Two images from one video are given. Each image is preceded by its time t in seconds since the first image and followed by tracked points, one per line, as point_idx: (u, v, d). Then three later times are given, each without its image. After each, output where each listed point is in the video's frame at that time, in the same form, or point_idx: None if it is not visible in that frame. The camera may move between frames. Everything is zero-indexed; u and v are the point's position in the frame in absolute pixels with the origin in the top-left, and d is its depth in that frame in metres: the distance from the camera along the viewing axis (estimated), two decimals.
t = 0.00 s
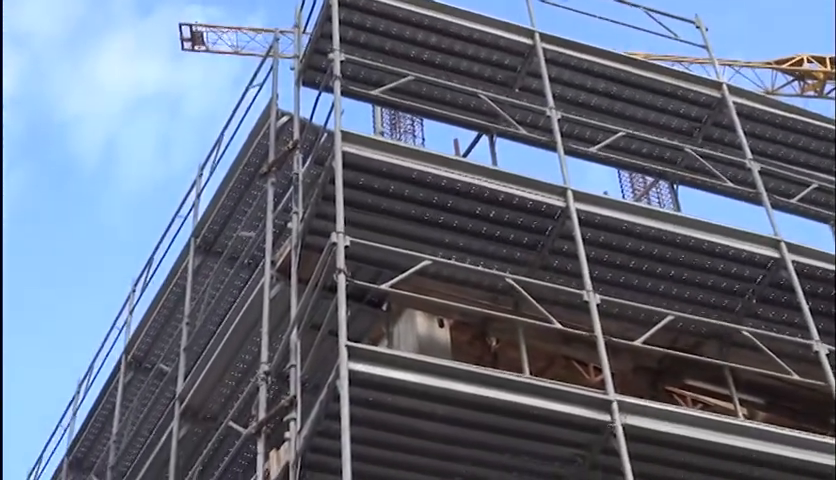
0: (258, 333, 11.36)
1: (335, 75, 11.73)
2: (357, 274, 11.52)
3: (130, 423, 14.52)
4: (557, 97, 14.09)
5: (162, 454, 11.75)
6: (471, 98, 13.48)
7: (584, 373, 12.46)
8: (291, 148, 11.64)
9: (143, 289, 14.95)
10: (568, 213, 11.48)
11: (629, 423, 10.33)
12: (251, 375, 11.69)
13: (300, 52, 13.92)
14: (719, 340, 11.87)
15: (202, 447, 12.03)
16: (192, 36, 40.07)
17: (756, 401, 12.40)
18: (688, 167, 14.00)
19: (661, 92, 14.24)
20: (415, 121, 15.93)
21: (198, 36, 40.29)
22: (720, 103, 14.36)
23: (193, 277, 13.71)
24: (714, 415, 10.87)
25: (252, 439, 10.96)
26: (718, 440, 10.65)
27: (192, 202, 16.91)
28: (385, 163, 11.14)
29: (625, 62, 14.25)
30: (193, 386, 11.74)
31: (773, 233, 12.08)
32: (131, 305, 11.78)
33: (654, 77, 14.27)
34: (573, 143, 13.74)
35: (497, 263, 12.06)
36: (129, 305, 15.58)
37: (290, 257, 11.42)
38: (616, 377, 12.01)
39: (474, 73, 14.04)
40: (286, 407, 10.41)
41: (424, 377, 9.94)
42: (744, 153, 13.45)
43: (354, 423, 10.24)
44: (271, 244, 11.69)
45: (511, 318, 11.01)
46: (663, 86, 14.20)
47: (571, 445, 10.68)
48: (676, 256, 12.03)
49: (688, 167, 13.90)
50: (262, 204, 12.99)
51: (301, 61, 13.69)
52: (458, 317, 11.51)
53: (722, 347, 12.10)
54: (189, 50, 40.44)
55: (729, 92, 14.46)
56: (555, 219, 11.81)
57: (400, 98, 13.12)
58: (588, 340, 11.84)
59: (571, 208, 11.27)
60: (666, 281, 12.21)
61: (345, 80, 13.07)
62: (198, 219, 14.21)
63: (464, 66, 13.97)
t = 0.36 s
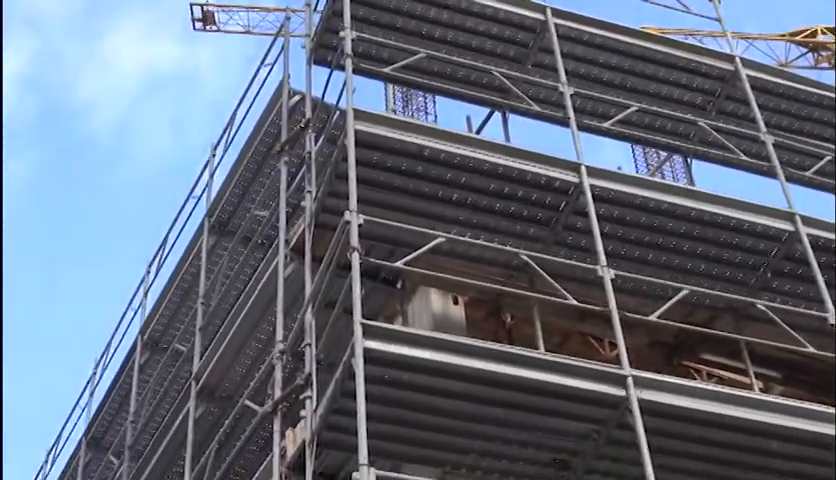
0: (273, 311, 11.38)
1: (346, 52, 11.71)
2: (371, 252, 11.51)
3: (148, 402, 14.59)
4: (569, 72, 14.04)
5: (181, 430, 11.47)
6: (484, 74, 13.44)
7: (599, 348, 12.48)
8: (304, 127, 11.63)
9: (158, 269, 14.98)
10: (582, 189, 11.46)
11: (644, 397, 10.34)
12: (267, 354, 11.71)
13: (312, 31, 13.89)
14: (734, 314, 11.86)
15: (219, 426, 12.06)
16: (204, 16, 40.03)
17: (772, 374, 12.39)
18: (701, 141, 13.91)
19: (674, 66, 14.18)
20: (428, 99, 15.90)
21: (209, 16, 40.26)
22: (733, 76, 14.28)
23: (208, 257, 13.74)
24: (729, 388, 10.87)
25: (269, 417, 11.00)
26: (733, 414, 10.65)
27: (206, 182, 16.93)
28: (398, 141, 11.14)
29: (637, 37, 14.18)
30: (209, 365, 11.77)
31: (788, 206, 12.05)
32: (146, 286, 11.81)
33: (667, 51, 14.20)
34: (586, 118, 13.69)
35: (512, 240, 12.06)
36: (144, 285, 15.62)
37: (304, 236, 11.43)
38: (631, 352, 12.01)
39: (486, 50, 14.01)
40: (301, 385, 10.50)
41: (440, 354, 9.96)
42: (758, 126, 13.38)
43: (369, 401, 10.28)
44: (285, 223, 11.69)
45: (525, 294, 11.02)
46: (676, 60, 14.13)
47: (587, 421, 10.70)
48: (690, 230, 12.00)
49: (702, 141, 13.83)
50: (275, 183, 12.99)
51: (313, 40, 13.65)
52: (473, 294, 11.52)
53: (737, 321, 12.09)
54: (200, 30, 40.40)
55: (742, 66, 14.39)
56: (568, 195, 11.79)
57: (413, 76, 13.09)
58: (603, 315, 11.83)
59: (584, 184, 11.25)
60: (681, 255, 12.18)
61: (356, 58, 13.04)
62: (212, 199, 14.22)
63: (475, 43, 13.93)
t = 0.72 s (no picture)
0: (284, 277, 11.47)
1: (355, 19, 11.75)
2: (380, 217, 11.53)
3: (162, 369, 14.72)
4: (577, 37, 14.08)
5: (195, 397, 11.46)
6: (491, 39, 13.43)
7: (608, 311, 12.59)
8: (313, 94, 11.68)
9: (170, 237, 15.06)
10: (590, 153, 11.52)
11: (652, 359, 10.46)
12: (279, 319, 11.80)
13: None
14: (741, 276, 11.98)
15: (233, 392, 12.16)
16: None
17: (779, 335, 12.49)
18: (709, 104, 13.90)
19: (681, 30, 14.18)
20: (436, 65, 15.94)
21: None
22: (741, 39, 14.24)
23: (220, 225, 13.84)
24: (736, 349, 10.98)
25: (281, 383, 11.12)
26: (740, 375, 10.76)
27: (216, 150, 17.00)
28: (406, 107, 11.20)
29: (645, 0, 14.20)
30: (222, 332, 11.88)
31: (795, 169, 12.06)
32: (159, 253, 11.91)
33: (675, 15, 14.21)
34: (594, 83, 13.70)
35: (520, 204, 12.13)
36: (155, 253, 15.72)
37: (314, 203, 11.51)
38: (639, 314, 12.12)
39: (493, 15, 14.05)
40: (313, 350, 10.64)
41: (450, 318, 10.09)
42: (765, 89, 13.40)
43: (380, 365, 10.41)
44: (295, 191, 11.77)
45: (534, 258, 11.12)
46: (683, 23, 14.14)
47: (596, 383, 10.82)
48: (698, 193, 12.06)
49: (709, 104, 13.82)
50: (285, 150, 13.07)
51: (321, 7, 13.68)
52: (483, 258, 11.62)
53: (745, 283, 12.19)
54: None
55: (750, 28, 14.34)
56: (576, 159, 11.85)
57: (421, 42, 13.12)
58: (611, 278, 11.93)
59: (592, 148, 11.31)
60: (689, 218, 12.25)
61: (364, 25, 12.98)
62: (222, 167, 14.31)
63: (483, 8, 13.95)
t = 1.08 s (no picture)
0: (291, 262, 11.77)
1: (358, 9, 12.03)
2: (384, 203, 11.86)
3: (173, 351, 15.03)
4: (575, 25, 14.36)
5: (203, 380, 11.81)
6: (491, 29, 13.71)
7: (606, 293, 12.94)
8: (318, 83, 11.97)
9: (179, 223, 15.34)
10: (588, 139, 11.82)
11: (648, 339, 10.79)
12: (286, 302, 12.11)
13: None
14: (736, 258, 12.35)
15: (241, 373, 12.47)
16: None
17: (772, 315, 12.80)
18: (704, 91, 14.20)
19: (677, 18, 14.46)
20: (438, 53, 16.22)
21: None
22: (735, 27, 14.55)
23: (228, 211, 14.14)
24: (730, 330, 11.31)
25: (288, 364, 11.44)
26: (733, 355, 11.10)
27: (224, 138, 17.30)
28: (408, 95, 11.49)
29: None
30: (231, 315, 12.19)
31: (788, 154, 12.41)
32: (169, 239, 12.21)
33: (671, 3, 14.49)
34: (592, 70, 13.98)
35: (520, 189, 12.44)
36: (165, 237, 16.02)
37: (319, 189, 11.81)
38: (636, 296, 12.45)
39: (493, 5, 14.33)
40: (319, 333, 10.97)
41: (452, 300, 10.42)
42: (759, 76, 13.70)
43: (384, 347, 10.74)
44: (301, 177, 12.07)
45: (533, 242, 11.44)
46: (679, 11, 14.42)
47: (594, 363, 11.16)
48: (693, 178, 12.37)
49: (705, 90, 14.11)
50: (291, 138, 13.36)
51: None
52: (484, 242, 11.94)
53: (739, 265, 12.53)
54: None
55: (744, 16, 14.66)
56: (575, 145, 12.15)
57: (422, 31, 13.40)
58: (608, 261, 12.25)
59: (590, 134, 11.61)
60: (685, 202, 12.55)
61: (368, 15, 13.27)
62: (229, 154, 14.60)
63: None
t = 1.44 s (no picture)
0: (297, 251, 12.08)
1: (362, 5, 12.33)
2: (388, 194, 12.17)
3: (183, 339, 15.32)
4: (574, 20, 14.67)
5: (213, 366, 12.12)
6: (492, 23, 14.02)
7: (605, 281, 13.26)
8: (323, 76, 12.27)
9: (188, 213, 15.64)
10: (587, 130, 12.12)
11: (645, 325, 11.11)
12: (292, 290, 12.41)
13: None
14: (731, 247, 12.67)
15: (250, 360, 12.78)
16: None
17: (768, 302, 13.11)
18: (700, 84, 14.50)
19: (673, 12, 14.77)
20: (440, 48, 16.52)
21: None
22: (730, 21, 14.85)
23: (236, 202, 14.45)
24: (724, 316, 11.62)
25: (295, 351, 11.75)
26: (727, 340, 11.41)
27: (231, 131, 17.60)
28: (411, 88, 11.80)
29: None
30: (239, 302, 12.50)
31: (781, 144, 12.71)
32: (179, 229, 12.52)
33: None
34: (591, 64, 14.28)
35: (520, 180, 12.73)
36: (174, 227, 16.32)
37: (324, 180, 12.11)
38: (634, 284, 12.76)
39: None
40: (325, 320, 11.28)
41: (454, 288, 10.74)
42: (754, 69, 14.00)
43: (388, 333, 11.06)
44: (307, 169, 12.38)
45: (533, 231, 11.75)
46: (675, 6, 14.72)
47: (593, 349, 11.47)
48: (689, 169, 12.67)
49: (701, 83, 14.42)
50: (297, 131, 13.66)
51: None
52: (486, 231, 12.25)
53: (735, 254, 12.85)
54: None
55: (739, 11, 14.96)
56: (573, 136, 12.46)
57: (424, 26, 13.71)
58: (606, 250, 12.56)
59: (589, 126, 11.92)
60: (681, 192, 12.86)
61: (371, 10, 13.57)
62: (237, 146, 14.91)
63: None
